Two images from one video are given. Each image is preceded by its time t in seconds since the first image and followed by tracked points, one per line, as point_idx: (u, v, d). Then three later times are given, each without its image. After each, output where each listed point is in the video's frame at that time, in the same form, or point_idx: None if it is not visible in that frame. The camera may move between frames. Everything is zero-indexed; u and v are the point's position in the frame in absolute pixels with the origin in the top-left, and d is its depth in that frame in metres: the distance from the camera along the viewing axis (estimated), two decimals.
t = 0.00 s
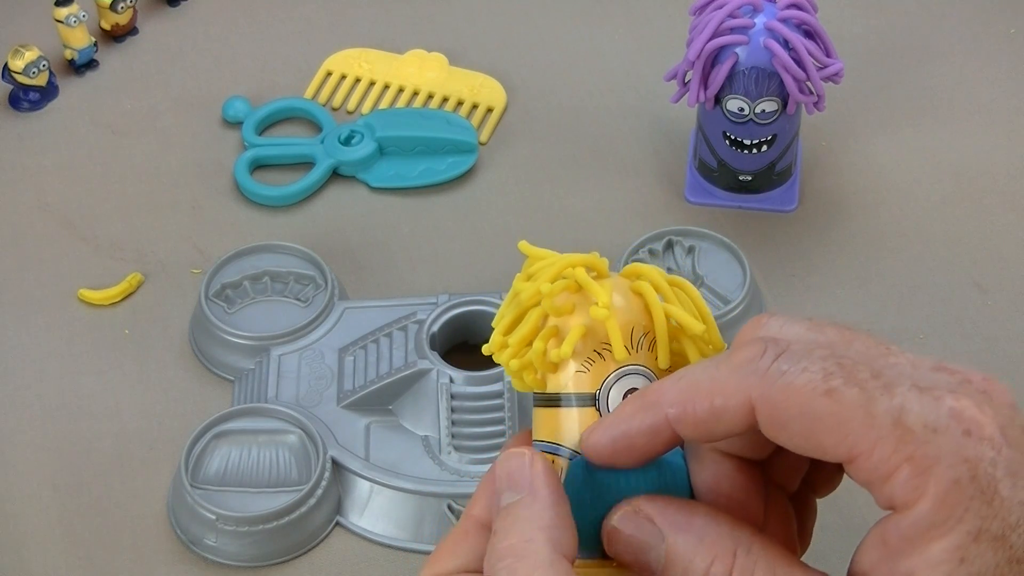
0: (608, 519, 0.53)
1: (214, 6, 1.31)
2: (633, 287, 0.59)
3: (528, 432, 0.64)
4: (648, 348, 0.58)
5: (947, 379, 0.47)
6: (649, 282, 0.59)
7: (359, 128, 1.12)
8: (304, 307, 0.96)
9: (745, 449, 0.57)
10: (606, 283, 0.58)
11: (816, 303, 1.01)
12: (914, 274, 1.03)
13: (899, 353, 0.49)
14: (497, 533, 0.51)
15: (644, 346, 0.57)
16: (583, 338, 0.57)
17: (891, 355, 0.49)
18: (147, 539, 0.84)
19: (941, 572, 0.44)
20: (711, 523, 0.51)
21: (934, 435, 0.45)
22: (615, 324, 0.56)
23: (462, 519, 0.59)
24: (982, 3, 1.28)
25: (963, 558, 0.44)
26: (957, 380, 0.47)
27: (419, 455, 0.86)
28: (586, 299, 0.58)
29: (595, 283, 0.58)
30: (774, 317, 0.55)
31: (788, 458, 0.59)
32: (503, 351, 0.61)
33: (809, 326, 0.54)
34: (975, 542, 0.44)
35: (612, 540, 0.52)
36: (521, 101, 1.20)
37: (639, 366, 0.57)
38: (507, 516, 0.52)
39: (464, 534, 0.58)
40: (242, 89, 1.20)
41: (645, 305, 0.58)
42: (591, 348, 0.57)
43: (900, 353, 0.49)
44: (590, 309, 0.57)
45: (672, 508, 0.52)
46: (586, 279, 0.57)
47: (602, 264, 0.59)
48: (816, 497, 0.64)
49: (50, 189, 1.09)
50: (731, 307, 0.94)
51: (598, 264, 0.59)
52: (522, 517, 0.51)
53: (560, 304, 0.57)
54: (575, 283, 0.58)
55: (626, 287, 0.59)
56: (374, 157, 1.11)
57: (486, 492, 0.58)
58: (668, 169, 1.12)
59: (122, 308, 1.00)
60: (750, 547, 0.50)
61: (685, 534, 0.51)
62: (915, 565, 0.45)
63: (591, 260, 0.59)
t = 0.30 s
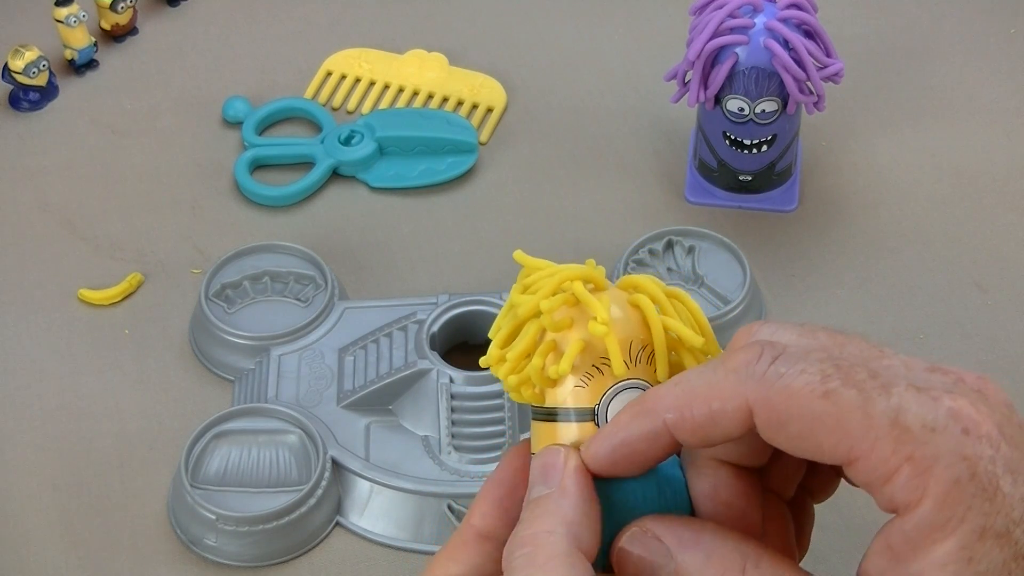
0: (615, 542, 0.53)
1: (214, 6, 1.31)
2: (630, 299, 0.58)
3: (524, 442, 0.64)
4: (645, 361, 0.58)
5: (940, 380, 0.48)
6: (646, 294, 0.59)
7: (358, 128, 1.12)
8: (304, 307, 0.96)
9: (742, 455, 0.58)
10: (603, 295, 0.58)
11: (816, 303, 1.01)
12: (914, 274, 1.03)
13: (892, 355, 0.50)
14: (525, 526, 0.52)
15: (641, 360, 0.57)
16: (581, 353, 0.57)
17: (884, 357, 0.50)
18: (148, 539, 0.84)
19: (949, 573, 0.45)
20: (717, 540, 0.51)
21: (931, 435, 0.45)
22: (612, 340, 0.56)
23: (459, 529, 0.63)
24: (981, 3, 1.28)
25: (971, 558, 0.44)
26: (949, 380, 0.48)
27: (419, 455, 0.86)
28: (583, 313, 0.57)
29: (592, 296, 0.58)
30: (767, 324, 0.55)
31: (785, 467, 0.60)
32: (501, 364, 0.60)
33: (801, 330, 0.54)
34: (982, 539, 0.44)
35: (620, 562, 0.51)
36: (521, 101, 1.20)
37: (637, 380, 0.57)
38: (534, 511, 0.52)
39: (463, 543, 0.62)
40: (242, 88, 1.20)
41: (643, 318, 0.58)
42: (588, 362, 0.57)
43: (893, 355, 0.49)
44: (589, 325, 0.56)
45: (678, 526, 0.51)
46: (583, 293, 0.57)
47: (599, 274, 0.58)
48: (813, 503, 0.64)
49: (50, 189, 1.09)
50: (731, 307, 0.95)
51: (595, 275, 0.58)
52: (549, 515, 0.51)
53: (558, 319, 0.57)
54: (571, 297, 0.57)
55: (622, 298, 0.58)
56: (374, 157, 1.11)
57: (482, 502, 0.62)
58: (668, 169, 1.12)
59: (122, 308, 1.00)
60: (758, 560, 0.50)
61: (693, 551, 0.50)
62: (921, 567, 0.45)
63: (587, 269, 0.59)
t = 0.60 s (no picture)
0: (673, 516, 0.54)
1: (214, 6, 1.31)
2: (556, 315, 0.58)
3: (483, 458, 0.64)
4: (578, 376, 0.58)
5: (995, 385, 0.49)
6: (574, 307, 0.58)
7: (359, 128, 1.12)
8: (304, 307, 0.96)
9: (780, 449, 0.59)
10: (528, 315, 0.58)
11: (816, 303, 1.01)
12: (915, 274, 1.03)
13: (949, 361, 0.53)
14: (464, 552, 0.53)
15: (573, 376, 0.57)
16: (512, 375, 0.58)
17: (941, 363, 0.53)
18: (148, 539, 0.84)
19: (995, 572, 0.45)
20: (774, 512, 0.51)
21: (985, 434, 0.46)
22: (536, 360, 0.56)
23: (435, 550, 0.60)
24: (982, 4, 1.28)
25: (1016, 558, 0.45)
26: (1006, 385, 0.49)
27: (419, 455, 0.86)
28: (509, 336, 0.58)
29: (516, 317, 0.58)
30: (828, 327, 0.58)
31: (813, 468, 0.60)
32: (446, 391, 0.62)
33: (860, 336, 0.56)
34: None
35: (677, 522, 0.53)
36: (521, 101, 1.20)
37: (569, 397, 0.57)
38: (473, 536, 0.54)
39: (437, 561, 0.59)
40: (242, 89, 1.20)
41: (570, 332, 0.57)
42: (520, 384, 0.57)
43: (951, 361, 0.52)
44: (512, 349, 0.57)
45: (739, 497, 0.52)
46: (507, 317, 0.57)
47: (527, 292, 0.58)
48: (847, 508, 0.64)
49: (50, 189, 1.09)
50: (731, 306, 0.95)
51: (521, 294, 0.58)
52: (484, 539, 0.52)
53: (486, 344, 0.58)
54: (495, 321, 0.58)
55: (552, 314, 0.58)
56: (374, 157, 1.11)
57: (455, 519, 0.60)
58: (668, 169, 1.12)
59: (122, 308, 1.00)
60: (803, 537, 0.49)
61: (745, 517, 0.51)
62: (968, 564, 0.45)
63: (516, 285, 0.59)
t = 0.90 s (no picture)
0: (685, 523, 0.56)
1: (214, 6, 1.31)
2: (551, 311, 0.58)
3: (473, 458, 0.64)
4: (573, 374, 0.58)
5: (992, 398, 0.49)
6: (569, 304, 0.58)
7: (359, 128, 1.12)
8: (304, 307, 0.96)
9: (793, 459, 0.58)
10: (524, 311, 0.58)
11: (816, 304, 1.01)
12: (915, 275, 1.03)
13: (941, 377, 0.53)
14: (459, 547, 0.53)
15: (567, 373, 0.57)
16: (506, 371, 0.58)
17: (934, 380, 0.53)
18: (148, 539, 0.84)
19: None
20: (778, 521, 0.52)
21: (974, 459, 0.45)
22: (531, 356, 0.56)
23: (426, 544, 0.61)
24: (981, 4, 1.28)
25: None
26: (999, 400, 0.50)
27: (419, 456, 0.86)
28: (504, 331, 0.58)
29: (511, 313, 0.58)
30: (819, 346, 0.57)
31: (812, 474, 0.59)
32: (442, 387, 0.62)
33: (852, 354, 0.56)
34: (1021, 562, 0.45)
35: (689, 523, 0.55)
36: (521, 101, 1.20)
37: (563, 394, 0.57)
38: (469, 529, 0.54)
39: (428, 557, 0.59)
40: (242, 88, 1.20)
41: (565, 329, 0.57)
42: (514, 379, 0.57)
43: (943, 377, 0.52)
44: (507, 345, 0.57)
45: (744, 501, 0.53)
46: (501, 312, 0.57)
47: (522, 288, 0.58)
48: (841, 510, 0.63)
49: (50, 189, 1.09)
50: (731, 306, 0.95)
51: (516, 290, 0.58)
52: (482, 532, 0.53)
53: (480, 339, 0.58)
54: (491, 316, 0.58)
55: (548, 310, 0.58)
56: (374, 157, 1.11)
57: (447, 514, 0.60)
58: (667, 169, 1.12)
59: (122, 309, 1.00)
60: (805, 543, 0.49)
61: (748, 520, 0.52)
62: None
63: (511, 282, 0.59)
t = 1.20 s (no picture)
0: (679, 523, 0.56)
1: (214, 6, 1.31)
2: (567, 305, 0.58)
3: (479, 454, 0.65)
4: (587, 367, 0.57)
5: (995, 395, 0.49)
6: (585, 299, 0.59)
7: (359, 128, 1.12)
8: (304, 307, 0.96)
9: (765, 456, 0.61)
10: (540, 303, 0.58)
11: (816, 303, 1.01)
12: (915, 275, 1.03)
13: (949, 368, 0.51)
14: (465, 544, 0.53)
15: (581, 366, 0.57)
16: (520, 363, 0.57)
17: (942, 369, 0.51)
18: (148, 539, 0.84)
19: None
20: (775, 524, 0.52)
21: (985, 451, 0.46)
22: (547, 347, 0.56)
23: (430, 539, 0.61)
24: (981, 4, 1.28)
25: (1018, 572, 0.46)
26: (1006, 395, 0.49)
27: (419, 456, 0.86)
28: (520, 323, 0.58)
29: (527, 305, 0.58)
30: (825, 332, 0.58)
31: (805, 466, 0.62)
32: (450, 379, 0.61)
33: (859, 342, 0.56)
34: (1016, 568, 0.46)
35: (683, 530, 0.55)
36: (521, 101, 1.20)
37: (577, 387, 0.57)
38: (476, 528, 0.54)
39: (431, 551, 0.60)
40: (242, 88, 1.20)
41: (580, 323, 0.58)
42: (528, 371, 0.57)
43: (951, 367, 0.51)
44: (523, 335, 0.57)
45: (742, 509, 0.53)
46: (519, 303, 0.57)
47: (539, 281, 0.58)
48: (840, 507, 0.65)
49: (50, 189, 1.09)
50: (731, 306, 0.95)
51: (532, 282, 0.58)
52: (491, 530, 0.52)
53: (496, 330, 0.57)
54: (507, 308, 0.58)
55: (563, 303, 0.58)
56: (374, 157, 1.11)
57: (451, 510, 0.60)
58: (668, 169, 1.12)
59: (122, 308, 1.00)
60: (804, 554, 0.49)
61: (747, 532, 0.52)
62: None
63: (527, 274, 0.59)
